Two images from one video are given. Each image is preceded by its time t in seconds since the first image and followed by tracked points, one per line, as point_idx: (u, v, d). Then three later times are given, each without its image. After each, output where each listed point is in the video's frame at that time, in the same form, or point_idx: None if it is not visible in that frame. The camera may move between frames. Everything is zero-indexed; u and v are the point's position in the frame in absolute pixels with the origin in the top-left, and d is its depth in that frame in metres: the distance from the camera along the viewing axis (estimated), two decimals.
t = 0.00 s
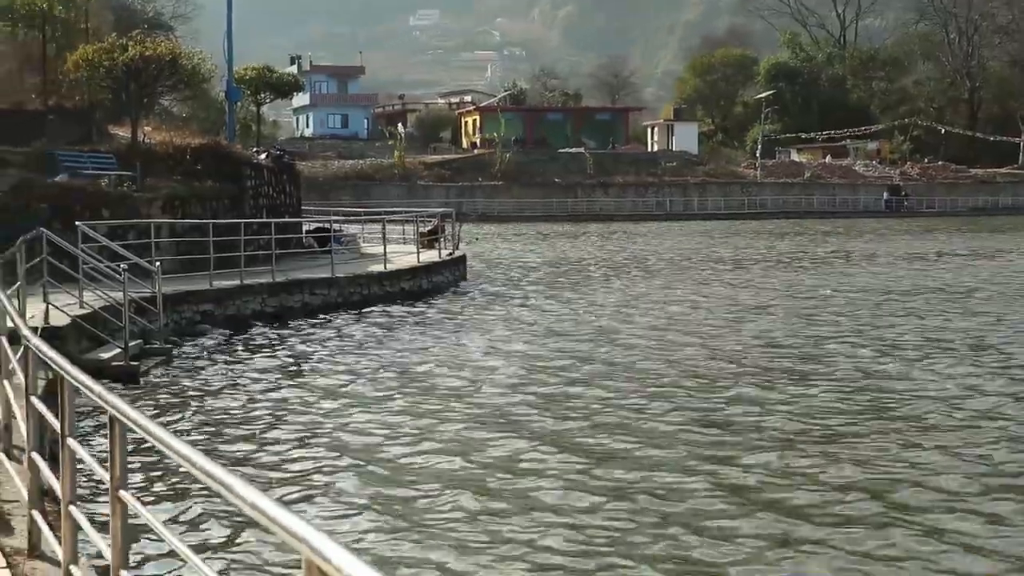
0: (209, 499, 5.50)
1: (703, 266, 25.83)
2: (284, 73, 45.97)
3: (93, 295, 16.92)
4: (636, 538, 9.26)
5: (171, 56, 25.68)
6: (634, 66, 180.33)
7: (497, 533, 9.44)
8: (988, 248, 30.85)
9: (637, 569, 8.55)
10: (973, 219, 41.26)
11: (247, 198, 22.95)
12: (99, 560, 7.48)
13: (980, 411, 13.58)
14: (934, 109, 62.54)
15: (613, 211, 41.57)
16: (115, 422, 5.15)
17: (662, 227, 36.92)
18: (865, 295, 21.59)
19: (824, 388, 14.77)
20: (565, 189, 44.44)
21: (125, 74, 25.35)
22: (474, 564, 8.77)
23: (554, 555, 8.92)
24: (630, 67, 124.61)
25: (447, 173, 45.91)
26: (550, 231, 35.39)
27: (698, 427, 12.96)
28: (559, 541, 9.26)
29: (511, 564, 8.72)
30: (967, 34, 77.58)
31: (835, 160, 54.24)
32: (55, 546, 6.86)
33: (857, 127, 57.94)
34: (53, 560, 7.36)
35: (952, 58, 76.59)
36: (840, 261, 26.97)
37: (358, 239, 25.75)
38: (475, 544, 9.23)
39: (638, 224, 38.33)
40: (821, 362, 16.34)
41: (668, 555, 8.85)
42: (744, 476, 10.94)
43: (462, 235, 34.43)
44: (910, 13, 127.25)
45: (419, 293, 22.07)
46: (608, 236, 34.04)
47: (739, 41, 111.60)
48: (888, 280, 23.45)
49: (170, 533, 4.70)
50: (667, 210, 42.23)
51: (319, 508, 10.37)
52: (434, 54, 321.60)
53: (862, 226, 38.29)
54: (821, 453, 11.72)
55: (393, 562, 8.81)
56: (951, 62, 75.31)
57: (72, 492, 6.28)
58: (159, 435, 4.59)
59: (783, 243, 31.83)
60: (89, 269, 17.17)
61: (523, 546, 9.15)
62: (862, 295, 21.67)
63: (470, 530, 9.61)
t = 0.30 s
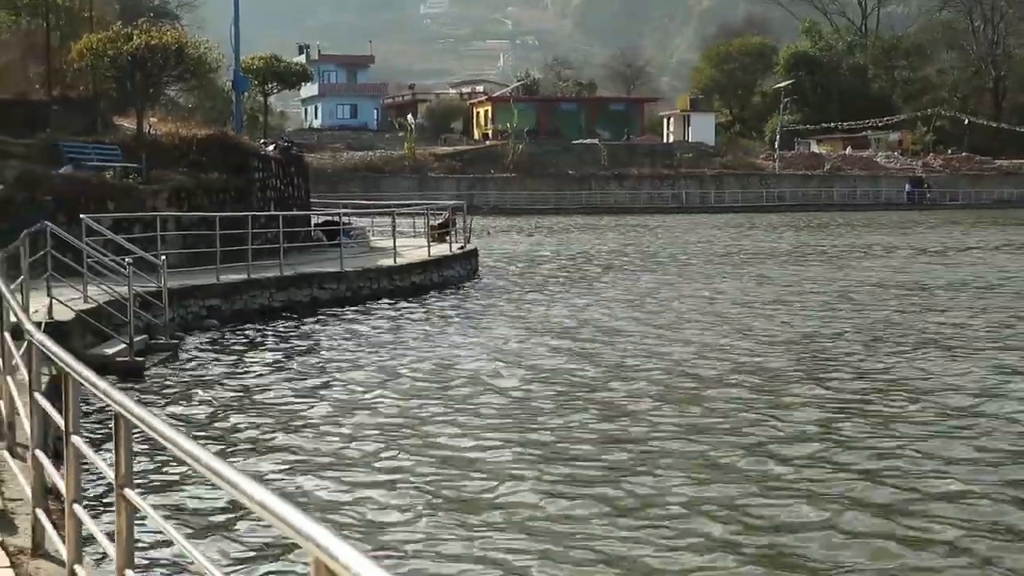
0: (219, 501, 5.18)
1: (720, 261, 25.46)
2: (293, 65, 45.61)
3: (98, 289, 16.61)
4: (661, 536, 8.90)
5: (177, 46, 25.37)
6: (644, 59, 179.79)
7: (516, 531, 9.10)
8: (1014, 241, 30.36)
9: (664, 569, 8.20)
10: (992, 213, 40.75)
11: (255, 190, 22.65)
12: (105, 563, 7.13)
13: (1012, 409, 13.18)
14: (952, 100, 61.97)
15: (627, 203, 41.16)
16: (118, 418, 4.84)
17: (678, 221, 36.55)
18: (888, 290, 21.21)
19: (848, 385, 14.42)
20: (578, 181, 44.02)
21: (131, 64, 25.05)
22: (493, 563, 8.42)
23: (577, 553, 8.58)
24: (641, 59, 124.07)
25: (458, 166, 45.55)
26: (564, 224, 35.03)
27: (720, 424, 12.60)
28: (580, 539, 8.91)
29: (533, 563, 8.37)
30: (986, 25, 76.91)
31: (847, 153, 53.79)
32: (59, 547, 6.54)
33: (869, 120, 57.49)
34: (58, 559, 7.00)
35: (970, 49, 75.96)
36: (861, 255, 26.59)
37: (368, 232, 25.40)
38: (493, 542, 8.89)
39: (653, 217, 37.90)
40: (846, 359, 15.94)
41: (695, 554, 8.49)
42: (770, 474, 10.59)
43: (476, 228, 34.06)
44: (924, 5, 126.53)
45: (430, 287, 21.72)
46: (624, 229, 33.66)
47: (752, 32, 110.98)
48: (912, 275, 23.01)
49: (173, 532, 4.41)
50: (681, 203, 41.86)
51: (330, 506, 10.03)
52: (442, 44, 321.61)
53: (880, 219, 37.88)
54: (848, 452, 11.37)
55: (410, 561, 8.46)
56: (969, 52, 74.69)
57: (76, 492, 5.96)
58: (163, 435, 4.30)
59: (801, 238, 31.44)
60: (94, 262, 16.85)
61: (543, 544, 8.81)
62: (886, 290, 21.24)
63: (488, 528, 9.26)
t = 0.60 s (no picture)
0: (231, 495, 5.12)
1: (734, 256, 25.41)
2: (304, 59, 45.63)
3: (110, 284, 16.60)
4: (676, 531, 8.85)
5: (189, 40, 25.37)
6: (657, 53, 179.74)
7: (527, 526, 9.07)
8: None
9: (679, 564, 8.15)
10: (1008, 207, 40.63)
11: (266, 185, 22.63)
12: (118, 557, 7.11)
13: None
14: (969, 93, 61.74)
15: (640, 198, 41.15)
16: (131, 410, 4.79)
17: (691, 215, 36.50)
18: (903, 285, 21.13)
19: (863, 380, 14.35)
20: (591, 176, 43.96)
21: (143, 59, 25.07)
22: (508, 558, 8.38)
23: (593, 548, 8.54)
24: (654, 53, 123.99)
25: (471, 160, 45.54)
26: (577, 219, 35.00)
27: (735, 419, 12.52)
28: (594, 534, 8.86)
29: (547, 559, 8.33)
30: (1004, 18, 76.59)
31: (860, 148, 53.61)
32: (72, 539, 6.50)
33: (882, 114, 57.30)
34: (69, 554, 6.96)
35: (989, 42, 75.65)
36: (875, 250, 26.51)
37: (379, 227, 25.36)
38: (506, 537, 8.85)
39: (667, 211, 37.86)
40: (862, 354, 15.86)
41: (711, 549, 8.44)
42: (785, 469, 10.53)
43: (488, 222, 34.04)
44: None
45: (441, 282, 21.66)
46: (636, 224, 33.62)
47: (767, 26, 110.80)
48: (930, 270, 22.92)
49: (184, 527, 4.33)
50: (694, 197, 41.79)
51: (341, 499, 10.02)
52: (453, 40, 321.47)
53: (894, 213, 37.79)
54: (864, 447, 11.31)
55: (425, 556, 8.43)
56: (987, 45, 74.37)
57: (90, 483, 5.91)
58: (177, 427, 4.23)
59: (814, 232, 31.38)
60: (106, 257, 16.83)
61: (557, 539, 8.77)
62: (903, 285, 21.14)
63: (502, 522, 9.23)
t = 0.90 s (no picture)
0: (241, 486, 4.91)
1: (749, 244, 25.14)
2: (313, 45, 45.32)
3: (117, 273, 16.37)
4: (698, 528, 8.58)
5: (196, 26, 25.14)
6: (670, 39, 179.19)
7: (542, 521, 8.81)
8: None
9: (704, 563, 7.89)
10: None
11: (275, 172, 22.41)
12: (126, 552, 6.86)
13: None
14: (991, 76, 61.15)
15: (654, 186, 40.86)
16: (138, 400, 4.56)
17: (704, 203, 36.23)
18: (921, 273, 20.84)
19: (883, 370, 14.06)
20: (603, 163, 43.68)
21: (149, 44, 24.84)
22: (525, 556, 8.13)
23: (613, 545, 8.28)
24: (668, 40, 123.50)
25: (482, 148, 45.28)
26: (589, 206, 34.74)
27: (753, 410, 12.24)
28: (615, 530, 8.61)
29: (567, 556, 8.08)
30: None
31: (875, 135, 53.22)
32: (78, 533, 6.25)
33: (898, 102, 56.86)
34: (77, 549, 6.70)
35: (1010, 26, 74.99)
36: (891, 238, 26.22)
37: (389, 215, 25.11)
38: (521, 533, 8.60)
39: (680, 199, 37.57)
40: (884, 344, 15.56)
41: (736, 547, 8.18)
42: (808, 462, 10.26)
43: (501, 210, 33.79)
44: None
45: (453, 271, 21.41)
46: (648, 211, 33.36)
47: (782, 11, 110.24)
48: (951, 259, 22.59)
49: (190, 516, 4.12)
50: (708, 184, 41.50)
51: (351, 492, 9.78)
52: (464, 24, 321.47)
53: (910, 201, 37.48)
54: (886, 439, 11.02)
55: (440, 553, 8.19)
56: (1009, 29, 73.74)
57: (95, 476, 5.66)
58: (182, 415, 4.01)
59: (832, 220, 31.07)
60: (112, 246, 16.60)
61: (576, 535, 8.52)
62: (925, 273, 20.83)
63: (519, 517, 8.97)
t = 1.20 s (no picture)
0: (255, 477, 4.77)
1: (764, 233, 24.96)
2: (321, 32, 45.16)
3: (123, 263, 16.23)
4: (716, 520, 8.44)
5: (203, 13, 25.05)
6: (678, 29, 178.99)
7: (557, 513, 8.67)
8: None
9: (722, 557, 7.74)
10: None
11: (281, 162, 22.30)
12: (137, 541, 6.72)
13: None
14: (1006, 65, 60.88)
15: (665, 174, 40.73)
16: (145, 390, 4.42)
17: (717, 191, 36.05)
18: (938, 262, 20.66)
19: (901, 359, 13.89)
20: (613, 151, 43.55)
21: (156, 32, 24.76)
22: (542, 547, 7.98)
23: (628, 537, 8.13)
24: (677, 28, 123.29)
25: (491, 136, 45.11)
26: (601, 194, 34.56)
27: (772, 399, 12.10)
28: (632, 522, 8.46)
29: (583, 548, 7.94)
30: None
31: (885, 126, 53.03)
32: (85, 525, 6.13)
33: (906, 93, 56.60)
34: (84, 540, 6.52)
35: None
36: (908, 226, 26.02)
37: (397, 204, 24.96)
38: (535, 523, 8.47)
39: (694, 187, 37.44)
40: (905, 332, 15.41)
41: (754, 540, 8.03)
42: (826, 452, 10.11)
43: (513, 198, 33.67)
44: None
45: (461, 260, 21.26)
46: (661, 200, 33.19)
47: None
48: (971, 247, 22.43)
49: (199, 512, 3.97)
50: (719, 173, 41.29)
51: (363, 482, 9.65)
52: (468, 15, 321.23)
53: (926, 188, 37.34)
54: (905, 428, 10.88)
55: (454, 545, 8.04)
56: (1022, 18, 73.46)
57: (101, 466, 5.54)
58: (190, 408, 3.86)
59: (849, 207, 30.92)
60: (118, 235, 16.46)
61: (590, 526, 8.38)
62: (945, 262, 20.66)
63: (534, 508, 8.83)
